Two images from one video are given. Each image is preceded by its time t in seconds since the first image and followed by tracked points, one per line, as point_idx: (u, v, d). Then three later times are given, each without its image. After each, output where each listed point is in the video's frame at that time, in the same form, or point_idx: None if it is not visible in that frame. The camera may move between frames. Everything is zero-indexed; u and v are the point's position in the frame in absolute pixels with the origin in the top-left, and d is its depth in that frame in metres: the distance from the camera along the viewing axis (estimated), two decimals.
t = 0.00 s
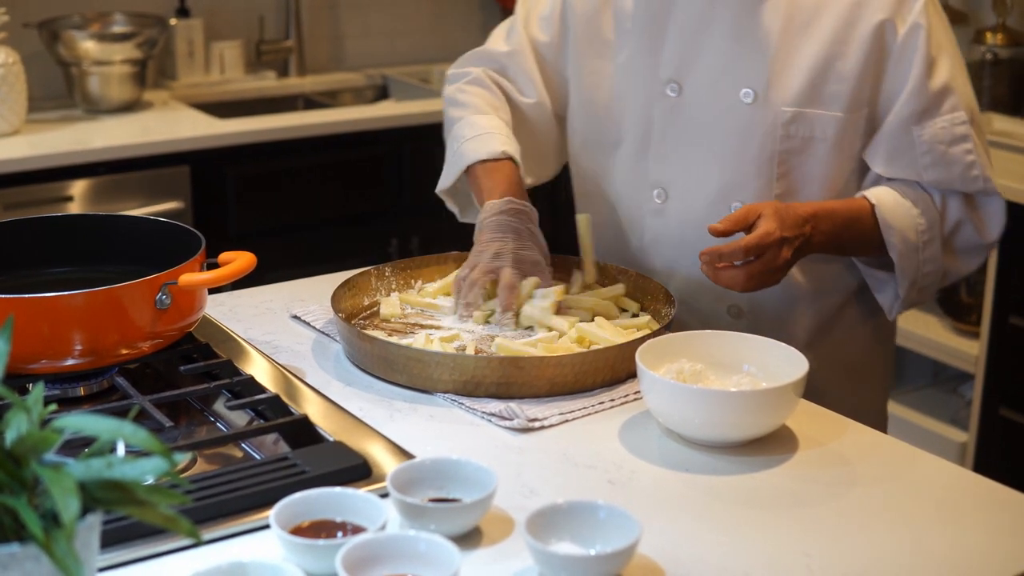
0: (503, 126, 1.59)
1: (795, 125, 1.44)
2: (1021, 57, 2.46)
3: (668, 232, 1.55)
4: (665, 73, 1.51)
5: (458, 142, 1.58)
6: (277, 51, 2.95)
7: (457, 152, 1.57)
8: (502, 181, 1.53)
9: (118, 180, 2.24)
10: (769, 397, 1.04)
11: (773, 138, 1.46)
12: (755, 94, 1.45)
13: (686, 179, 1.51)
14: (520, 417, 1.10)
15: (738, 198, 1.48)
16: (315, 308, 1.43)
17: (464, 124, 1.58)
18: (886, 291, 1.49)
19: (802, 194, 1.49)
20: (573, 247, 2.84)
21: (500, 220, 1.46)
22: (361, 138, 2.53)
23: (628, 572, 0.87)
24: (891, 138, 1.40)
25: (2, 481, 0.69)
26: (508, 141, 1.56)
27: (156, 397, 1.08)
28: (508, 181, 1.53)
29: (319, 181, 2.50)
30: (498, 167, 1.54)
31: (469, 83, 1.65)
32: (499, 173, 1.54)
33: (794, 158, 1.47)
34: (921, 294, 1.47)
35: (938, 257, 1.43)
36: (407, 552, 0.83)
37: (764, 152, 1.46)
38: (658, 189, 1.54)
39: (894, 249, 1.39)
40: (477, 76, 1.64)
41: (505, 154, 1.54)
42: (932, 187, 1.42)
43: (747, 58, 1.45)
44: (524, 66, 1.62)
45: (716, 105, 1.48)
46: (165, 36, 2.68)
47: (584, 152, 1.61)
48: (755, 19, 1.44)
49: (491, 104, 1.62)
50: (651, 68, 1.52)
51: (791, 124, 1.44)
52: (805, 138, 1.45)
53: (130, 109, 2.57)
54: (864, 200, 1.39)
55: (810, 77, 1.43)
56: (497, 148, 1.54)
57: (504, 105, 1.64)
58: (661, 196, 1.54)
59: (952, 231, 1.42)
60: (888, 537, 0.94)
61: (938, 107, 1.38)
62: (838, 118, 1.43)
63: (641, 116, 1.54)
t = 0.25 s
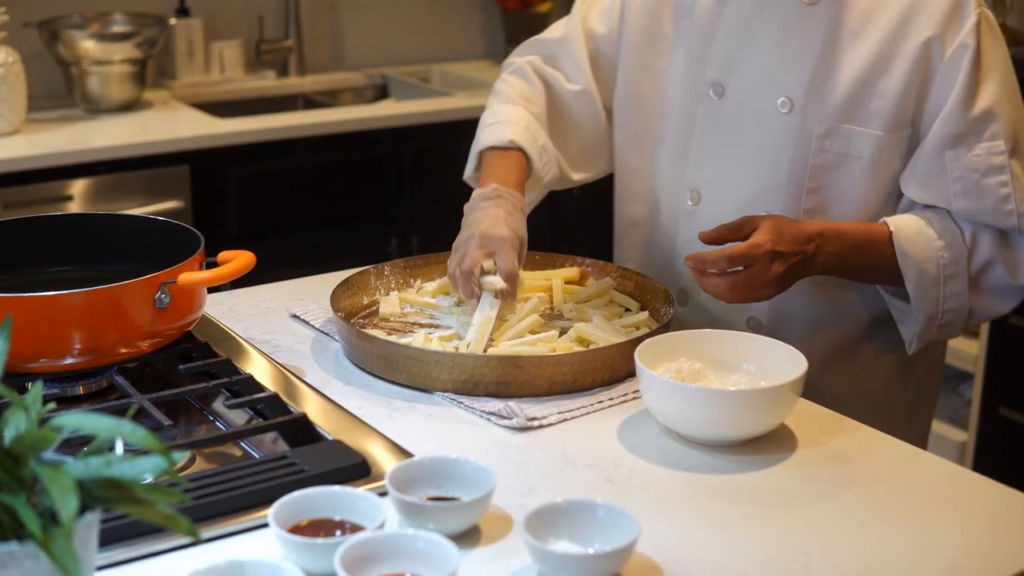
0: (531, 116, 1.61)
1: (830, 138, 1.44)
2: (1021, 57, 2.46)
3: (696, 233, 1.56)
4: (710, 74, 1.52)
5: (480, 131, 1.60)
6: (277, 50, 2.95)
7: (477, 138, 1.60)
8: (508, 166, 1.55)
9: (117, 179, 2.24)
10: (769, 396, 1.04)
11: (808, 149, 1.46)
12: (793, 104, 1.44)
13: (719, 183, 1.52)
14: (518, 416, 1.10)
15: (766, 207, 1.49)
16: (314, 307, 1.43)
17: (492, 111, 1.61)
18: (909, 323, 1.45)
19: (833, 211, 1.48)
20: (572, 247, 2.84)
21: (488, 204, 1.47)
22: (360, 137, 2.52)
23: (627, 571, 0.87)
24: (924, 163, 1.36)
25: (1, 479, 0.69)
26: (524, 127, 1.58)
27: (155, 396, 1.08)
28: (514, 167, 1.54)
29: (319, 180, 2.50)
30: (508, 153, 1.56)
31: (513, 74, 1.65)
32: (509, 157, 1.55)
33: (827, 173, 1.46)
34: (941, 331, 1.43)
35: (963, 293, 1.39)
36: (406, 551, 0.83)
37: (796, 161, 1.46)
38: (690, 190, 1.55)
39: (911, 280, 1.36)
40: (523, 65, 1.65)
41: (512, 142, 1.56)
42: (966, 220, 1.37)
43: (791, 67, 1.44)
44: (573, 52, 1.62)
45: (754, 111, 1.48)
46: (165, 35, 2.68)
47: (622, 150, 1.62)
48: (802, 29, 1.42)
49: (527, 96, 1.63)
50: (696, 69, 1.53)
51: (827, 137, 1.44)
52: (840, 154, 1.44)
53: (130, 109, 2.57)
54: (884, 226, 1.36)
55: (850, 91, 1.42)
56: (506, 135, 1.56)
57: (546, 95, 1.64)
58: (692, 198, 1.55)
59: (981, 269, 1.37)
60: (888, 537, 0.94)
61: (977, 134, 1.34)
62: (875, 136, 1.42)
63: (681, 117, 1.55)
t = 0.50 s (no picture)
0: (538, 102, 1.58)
1: (848, 148, 1.43)
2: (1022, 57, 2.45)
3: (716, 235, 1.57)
4: (732, 75, 1.51)
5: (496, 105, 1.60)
6: (277, 50, 2.95)
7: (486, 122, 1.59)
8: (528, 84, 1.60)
9: (118, 179, 2.24)
10: (769, 396, 1.04)
11: (827, 157, 1.45)
12: (810, 111, 1.44)
13: (736, 185, 1.53)
14: (518, 416, 1.10)
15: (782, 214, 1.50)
16: (314, 306, 1.43)
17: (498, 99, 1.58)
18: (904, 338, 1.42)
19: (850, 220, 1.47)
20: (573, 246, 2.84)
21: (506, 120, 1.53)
22: (361, 137, 2.52)
23: (626, 570, 0.87)
24: (931, 171, 1.35)
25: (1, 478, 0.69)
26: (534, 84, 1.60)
27: (155, 396, 1.08)
28: (504, 146, 1.51)
29: (319, 180, 2.50)
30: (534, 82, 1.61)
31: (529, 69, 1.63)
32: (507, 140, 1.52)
33: (845, 182, 1.45)
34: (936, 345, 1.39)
35: (960, 308, 1.35)
36: (406, 551, 0.83)
37: (813, 168, 1.46)
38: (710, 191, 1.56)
39: (903, 291, 1.33)
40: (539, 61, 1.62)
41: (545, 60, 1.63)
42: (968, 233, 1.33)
43: (811, 73, 1.43)
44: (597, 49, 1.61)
45: (773, 116, 1.47)
46: (166, 35, 2.68)
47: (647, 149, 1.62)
48: (822, 36, 1.41)
49: (539, 89, 1.60)
50: (719, 70, 1.53)
51: (844, 146, 1.43)
52: (857, 164, 1.43)
53: (130, 108, 2.57)
54: (876, 235, 1.34)
55: (870, 99, 1.41)
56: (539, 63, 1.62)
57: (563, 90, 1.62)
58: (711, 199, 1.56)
59: (978, 286, 1.33)
60: (888, 536, 0.94)
61: (986, 144, 1.32)
62: (893, 146, 1.40)
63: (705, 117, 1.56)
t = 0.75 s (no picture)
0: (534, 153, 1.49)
1: (847, 157, 1.43)
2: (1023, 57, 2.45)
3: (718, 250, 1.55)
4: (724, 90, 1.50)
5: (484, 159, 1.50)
6: (278, 50, 2.95)
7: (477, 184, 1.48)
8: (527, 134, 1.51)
9: (118, 179, 2.24)
10: (771, 397, 1.04)
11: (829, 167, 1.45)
12: (810, 122, 1.43)
13: (738, 199, 1.51)
14: (520, 417, 1.10)
15: (785, 227, 1.48)
16: (315, 307, 1.43)
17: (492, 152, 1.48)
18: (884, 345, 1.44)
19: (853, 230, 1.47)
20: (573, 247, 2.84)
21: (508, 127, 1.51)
22: (361, 137, 2.52)
23: (627, 572, 0.87)
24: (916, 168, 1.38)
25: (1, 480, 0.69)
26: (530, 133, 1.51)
27: (156, 397, 1.08)
28: (517, 215, 1.41)
29: (320, 180, 2.50)
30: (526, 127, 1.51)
31: (512, 107, 1.54)
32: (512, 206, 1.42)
33: (848, 193, 1.44)
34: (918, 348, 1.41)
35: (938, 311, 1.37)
36: (406, 552, 0.83)
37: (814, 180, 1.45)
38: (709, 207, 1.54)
39: (881, 305, 1.35)
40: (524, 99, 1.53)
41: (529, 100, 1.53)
42: (940, 233, 1.36)
43: (810, 84, 1.43)
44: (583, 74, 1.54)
45: (772, 128, 1.47)
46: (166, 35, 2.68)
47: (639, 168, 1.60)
48: (818, 46, 1.42)
49: (528, 131, 1.51)
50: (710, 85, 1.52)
51: (845, 155, 1.43)
52: (859, 173, 1.43)
53: (131, 109, 2.57)
54: (849, 253, 1.36)
55: (868, 107, 1.41)
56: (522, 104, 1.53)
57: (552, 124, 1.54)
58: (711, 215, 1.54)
59: (955, 289, 1.36)
60: (889, 537, 0.94)
61: (968, 140, 1.35)
62: (894, 153, 1.41)
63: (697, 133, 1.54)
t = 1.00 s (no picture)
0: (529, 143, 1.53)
1: (823, 157, 1.43)
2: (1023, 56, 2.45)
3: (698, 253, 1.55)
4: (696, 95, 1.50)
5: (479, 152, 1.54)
6: (276, 50, 2.94)
7: (479, 176, 1.50)
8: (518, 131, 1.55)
9: (116, 178, 2.24)
10: (770, 398, 1.04)
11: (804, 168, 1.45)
12: (785, 124, 1.44)
13: (715, 202, 1.51)
14: (520, 418, 1.09)
15: (764, 227, 1.49)
16: (313, 307, 1.43)
17: (491, 147, 1.51)
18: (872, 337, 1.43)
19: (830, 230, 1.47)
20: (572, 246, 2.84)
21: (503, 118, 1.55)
22: (360, 137, 2.52)
23: (626, 572, 0.87)
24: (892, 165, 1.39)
25: None
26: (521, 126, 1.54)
27: (154, 397, 1.08)
28: (540, 208, 1.44)
29: (319, 179, 2.49)
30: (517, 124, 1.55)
31: (497, 103, 1.57)
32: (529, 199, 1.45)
33: (825, 192, 1.45)
34: (906, 338, 1.41)
35: (925, 301, 1.38)
36: (405, 553, 0.82)
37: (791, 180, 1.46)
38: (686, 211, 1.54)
39: (870, 296, 1.35)
40: (505, 97, 1.57)
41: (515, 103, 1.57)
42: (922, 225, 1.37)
43: (781, 86, 1.43)
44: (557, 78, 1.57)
45: (746, 131, 1.47)
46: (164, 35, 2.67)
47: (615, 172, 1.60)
48: (788, 47, 1.42)
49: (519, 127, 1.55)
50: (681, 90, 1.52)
51: (820, 156, 1.43)
52: (835, 173, 1.44)
53: (129, 108, 2.56)
54: (836, 247, 1.35)
55: (841, 107, 1.42)
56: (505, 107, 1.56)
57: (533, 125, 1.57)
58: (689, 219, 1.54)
59: (941, 276, 1.37)
60: (889, 537, 0.94)
61: (943, 135, 1.35)
62: (869, 151, 1.41)
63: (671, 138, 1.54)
